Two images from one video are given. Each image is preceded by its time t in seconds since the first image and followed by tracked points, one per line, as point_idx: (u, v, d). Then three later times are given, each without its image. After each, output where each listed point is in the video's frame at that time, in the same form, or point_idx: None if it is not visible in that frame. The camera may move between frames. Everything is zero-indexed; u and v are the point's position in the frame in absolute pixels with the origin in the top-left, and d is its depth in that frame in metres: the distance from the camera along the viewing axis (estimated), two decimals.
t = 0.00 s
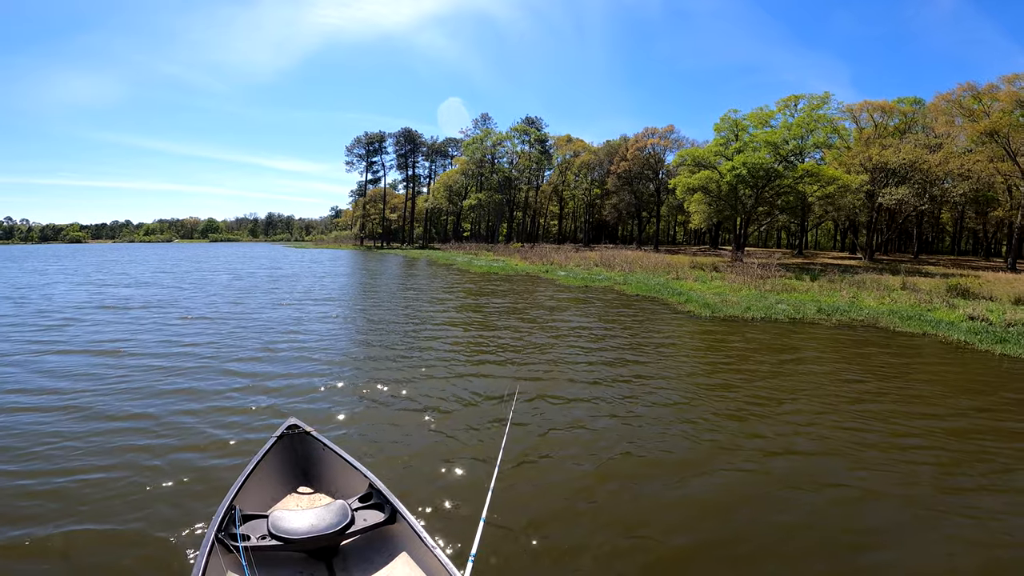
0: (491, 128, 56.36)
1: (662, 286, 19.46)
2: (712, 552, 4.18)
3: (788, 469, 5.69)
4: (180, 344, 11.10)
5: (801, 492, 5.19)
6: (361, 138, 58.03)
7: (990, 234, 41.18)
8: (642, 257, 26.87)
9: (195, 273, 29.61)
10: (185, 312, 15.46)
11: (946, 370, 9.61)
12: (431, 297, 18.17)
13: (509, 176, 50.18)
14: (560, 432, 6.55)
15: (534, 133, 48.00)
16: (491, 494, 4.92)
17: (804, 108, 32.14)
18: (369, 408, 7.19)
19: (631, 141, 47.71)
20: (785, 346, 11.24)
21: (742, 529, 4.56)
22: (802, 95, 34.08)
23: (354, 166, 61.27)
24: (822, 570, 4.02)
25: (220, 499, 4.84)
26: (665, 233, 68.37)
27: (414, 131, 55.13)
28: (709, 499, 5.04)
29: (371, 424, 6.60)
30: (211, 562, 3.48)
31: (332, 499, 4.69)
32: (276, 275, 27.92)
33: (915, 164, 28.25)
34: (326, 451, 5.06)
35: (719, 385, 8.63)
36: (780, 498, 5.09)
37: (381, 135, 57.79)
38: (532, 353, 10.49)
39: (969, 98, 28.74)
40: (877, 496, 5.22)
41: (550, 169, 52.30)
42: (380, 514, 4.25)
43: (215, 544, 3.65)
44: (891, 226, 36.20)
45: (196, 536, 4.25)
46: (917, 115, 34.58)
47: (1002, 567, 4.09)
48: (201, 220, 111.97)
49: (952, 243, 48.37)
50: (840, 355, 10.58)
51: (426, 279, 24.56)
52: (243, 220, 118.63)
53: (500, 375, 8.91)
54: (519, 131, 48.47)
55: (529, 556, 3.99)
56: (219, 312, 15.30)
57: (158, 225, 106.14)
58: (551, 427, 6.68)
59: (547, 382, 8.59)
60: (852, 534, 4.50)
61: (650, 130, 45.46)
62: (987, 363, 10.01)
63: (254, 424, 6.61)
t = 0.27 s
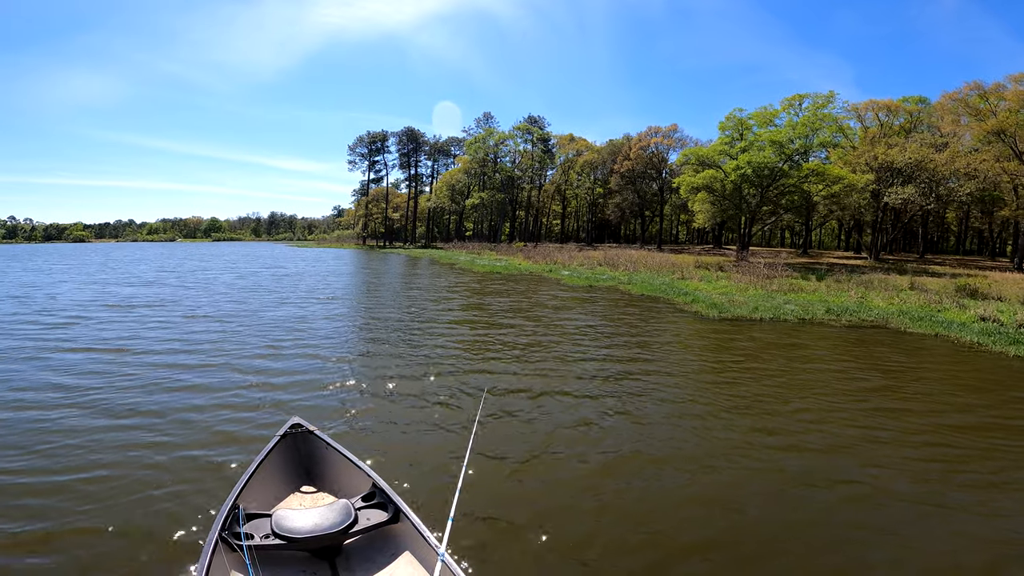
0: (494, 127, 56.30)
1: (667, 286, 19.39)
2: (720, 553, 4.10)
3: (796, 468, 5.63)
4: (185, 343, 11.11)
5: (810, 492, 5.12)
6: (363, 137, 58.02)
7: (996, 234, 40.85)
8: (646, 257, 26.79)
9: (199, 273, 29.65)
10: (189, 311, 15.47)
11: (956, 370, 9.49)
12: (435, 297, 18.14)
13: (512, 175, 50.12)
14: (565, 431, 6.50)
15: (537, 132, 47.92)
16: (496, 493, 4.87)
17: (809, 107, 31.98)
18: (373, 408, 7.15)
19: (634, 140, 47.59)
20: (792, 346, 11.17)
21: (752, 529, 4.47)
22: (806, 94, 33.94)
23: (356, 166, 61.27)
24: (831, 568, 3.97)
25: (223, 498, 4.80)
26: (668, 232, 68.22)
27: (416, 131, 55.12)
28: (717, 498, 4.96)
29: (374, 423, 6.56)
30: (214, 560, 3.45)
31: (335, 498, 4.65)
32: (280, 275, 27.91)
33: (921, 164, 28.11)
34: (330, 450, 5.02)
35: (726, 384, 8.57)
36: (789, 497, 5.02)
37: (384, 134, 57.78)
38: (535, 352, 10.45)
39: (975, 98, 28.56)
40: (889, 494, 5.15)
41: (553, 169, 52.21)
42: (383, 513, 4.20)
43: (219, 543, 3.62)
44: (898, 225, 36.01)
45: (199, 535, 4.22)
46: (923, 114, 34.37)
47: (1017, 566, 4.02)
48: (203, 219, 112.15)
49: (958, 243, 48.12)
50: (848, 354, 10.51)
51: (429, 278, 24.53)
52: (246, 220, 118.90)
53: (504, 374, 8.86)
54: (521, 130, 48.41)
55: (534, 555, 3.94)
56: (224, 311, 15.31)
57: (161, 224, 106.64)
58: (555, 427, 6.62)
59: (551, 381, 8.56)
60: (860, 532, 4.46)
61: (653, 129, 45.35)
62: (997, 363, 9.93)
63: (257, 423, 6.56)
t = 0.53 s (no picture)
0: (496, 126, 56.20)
1: (671, 285, 19.34)
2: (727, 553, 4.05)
3: (803, 467, 5.58)
4: (188, 342, 11.09)
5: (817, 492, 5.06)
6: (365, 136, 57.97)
7: (1001, 233, 40.66)
8: (649, 256, 26.73)
9: (201, 271, 29.66)
10: (193, 310, 15.48)
11: (964, 370, 9.40)
12: (438, 295, 18.12)
13: (513, 174, 49.95)
14: (569, 429, 6.44)
15: (539, 131, 47.82)
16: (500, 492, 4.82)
17: (813, 106, 31.85)
18: (376, 406, 7.11)
19: (637, 139, 47.49)
20: (798, 345, 11.12)
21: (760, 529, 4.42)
22: (810, 93, 33.80)
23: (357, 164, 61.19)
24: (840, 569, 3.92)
25: (226, 499, 4.75)
26: (670, 232, 68.12)
27: (418, 129, 55.08)
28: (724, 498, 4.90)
29: (377, 422, 6.52)
30: (217, 560, 3.41)
31: (338, 498, 4.60)
32: (283, 273, 27.89)
33: (926, 162, 28.00)
34: (332, 450, 4.97)
35: (732, 383, 8.52)
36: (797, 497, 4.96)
37: (385, 133, 57.71)
38: (538, 350, 10.39)
39: (981, 97, 28.65)
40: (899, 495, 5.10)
41: (555, 168, 52.12)
42: (386, 513, 4.15)
43: (221, 542, 3.57)
44: (902, 225, 35.88)
45: (201, 536, 4.18)
46: (928, 113, 34.24)
47: None
48: (205, 218, 112.31)
49: (962, 243, 48.00)
50: (855, 354, 10.45)
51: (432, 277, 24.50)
52: (248, 219, 119.02)
53: (507, 372, 8.80)
54: (523, 129, 48.34)
55: (538, 555, 3.88)
56: (227, 310, 15.30)
57: (163, 223, 106.91)
58: (559, 425, 6.57)
59: (554, 379, 8.50)
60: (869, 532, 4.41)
61: (656, 128, 45.25)
62: (1006, 363, 9.86)
63: (260, 421, 6.52)
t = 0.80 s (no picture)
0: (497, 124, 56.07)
1: (674, 285, 19.29)
2: (731, 560, 4.02)
3: (809, 470, 5.53)
4: (189, 341, 11.06)
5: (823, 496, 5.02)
6: (366, 134, 57.87)
7: (1004, 233, 40.51)
8: (652, 255, 26.66)
9: (203, 270, 29.65)
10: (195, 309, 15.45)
11: (970, 372, 9.31)
12: (440, 295, 18.08)
13: (515, 173, 49.41)
14: (571, 432, 6.39)
15: (540, 130, 47.70)
16: (501, 497, 4.77)
17: (816, 105, 31.70)
18: (377, 408, 7.05)
19: (639, 138, 47.39)
20: (803, 346, 11.06)
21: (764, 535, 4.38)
22: (813, 92, 33.67)
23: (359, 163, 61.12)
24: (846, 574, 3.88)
25: (226, 500, 4.69)
26: (672, 231, 68.04)
27: (419, 128, 54.99)
28: (728, 503, 4.85)
29: (379, 424, 6.48)
30: (217, 559, 3.37)
31: (338, 497, 4.55)
32: (285, 272, 27.87)
33: (931, 162, 27.93)
34: (333, 450, 4.92)
35: (737, 384, 8.45)
36: (803, 501, 4.91)
37: (386, 131, 57.59)
38: (540, 351, 10.35)
39: (985, 97, 28.76)
40: (907, 498, 5.04)
41: (557, 166, 52.01)
42: (387, 513, 4.10)
43: (222, 542, 3.53)
44: (906, 225, 35.81)
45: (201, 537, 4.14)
46: (931, 113, 34.14)
47: None
48: (206, 216, 112.36)
49: (965, 243, 47.90)
50: (861, 355, 10.39)
51: (434, 276, 24.47)
52: (249, 218, 119.02)
53: (508, 374, 8.74)
54: (524, 128, 48.24)
55: (541, 563, 3.85)
56: (229, 309, 15.27)
57: (164, 222, 107.01)
58: (560, 428, 6.52)
59: (555, 381, 8.45)
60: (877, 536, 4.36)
61: (658, 127, 45.15)
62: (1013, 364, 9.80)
63: (262, 422, 6.48)
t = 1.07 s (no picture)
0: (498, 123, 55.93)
1: (678, 285, 19.21)
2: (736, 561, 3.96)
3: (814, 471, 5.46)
4: (190, 339, 11.02)
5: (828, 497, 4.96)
6: (367, 133, 57.79)
7: (1007, 233, 40.40)
8: (654, 255, 26.59)
9: (204, 269, 29.60)
10: (196, 308, 15.41)
11: (977, 373, 9.21)
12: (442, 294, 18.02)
13: (516, 172, 49.29)
14: (572, 433, 6.32)
15: (542, 129, 47.57)
16: (502, 498, 4.71)
17: (819, 104, 31.57)
18: (376, 408, 6.99)
19: (641, 138, 47.30)
20: (809, 346, 10.97)
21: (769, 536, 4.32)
22: (815, 91, 33.54)
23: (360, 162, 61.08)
24: None
25: (223, 499, 4.65)
26: (673, 231, 67.96)
27: (421, 127, 54.92)
28: (731, 505, 4.79)
29: (378, 424, 6.41)
30: (215, 559, 3.32)
31: (337, 497, 4.50)
32: (286, 271, 27.84)
33: (936, 162, 27.84)
34: (332, 449, 4.86)
35: (742, 384, 8.39)
36: (808, 503, 4.85)
37: (388, 130, 57.51)
38: (541, 351, 10.28)
39: (989, 97, 28.72)
40: (914, 499, 4.98)
41: (558, 166, 51.92)
42: (386, 514, 4.04)
43: (220, 541, 3.48)
44: (909, 225, 35.70)
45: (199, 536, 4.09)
46: (935, 112, 34.02)
47: None
48: (207, 215, 112.54)
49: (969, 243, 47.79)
50: (867, 355, 10.32)
51: (436, 276, 24.42)
52: (249, 217, 119.06)
53: (509, 374, 8.67)
54: (525, 127, 48.16)
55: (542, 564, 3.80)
56: (230, 308, 15.21)
57: (165, 221, 107.15)
58: (562, 428, 6.44)
59: (556, 381, 8.38)
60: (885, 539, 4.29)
61: (660, 126, 45.07)
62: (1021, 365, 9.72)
63: (262, 421, 6.44)
